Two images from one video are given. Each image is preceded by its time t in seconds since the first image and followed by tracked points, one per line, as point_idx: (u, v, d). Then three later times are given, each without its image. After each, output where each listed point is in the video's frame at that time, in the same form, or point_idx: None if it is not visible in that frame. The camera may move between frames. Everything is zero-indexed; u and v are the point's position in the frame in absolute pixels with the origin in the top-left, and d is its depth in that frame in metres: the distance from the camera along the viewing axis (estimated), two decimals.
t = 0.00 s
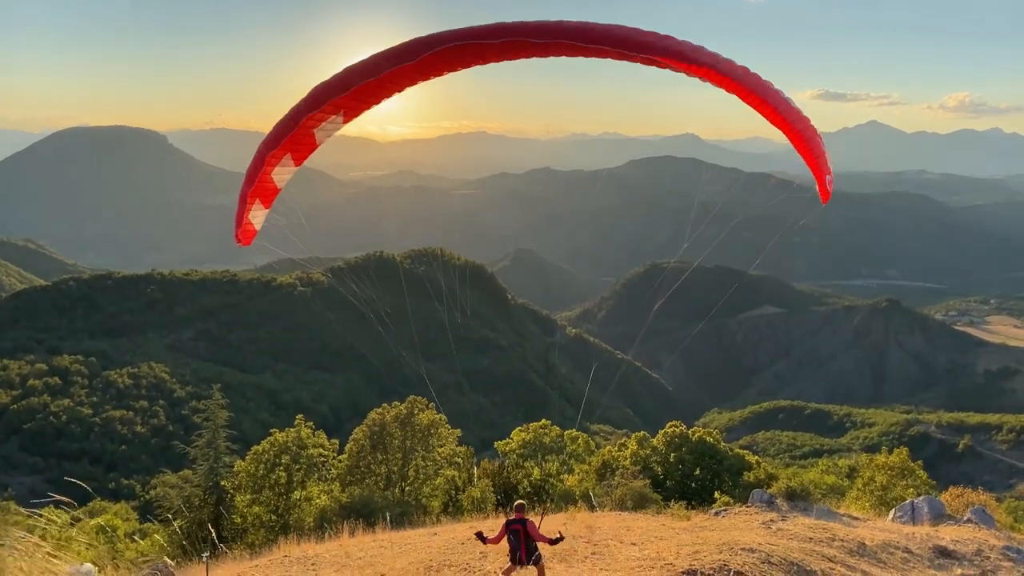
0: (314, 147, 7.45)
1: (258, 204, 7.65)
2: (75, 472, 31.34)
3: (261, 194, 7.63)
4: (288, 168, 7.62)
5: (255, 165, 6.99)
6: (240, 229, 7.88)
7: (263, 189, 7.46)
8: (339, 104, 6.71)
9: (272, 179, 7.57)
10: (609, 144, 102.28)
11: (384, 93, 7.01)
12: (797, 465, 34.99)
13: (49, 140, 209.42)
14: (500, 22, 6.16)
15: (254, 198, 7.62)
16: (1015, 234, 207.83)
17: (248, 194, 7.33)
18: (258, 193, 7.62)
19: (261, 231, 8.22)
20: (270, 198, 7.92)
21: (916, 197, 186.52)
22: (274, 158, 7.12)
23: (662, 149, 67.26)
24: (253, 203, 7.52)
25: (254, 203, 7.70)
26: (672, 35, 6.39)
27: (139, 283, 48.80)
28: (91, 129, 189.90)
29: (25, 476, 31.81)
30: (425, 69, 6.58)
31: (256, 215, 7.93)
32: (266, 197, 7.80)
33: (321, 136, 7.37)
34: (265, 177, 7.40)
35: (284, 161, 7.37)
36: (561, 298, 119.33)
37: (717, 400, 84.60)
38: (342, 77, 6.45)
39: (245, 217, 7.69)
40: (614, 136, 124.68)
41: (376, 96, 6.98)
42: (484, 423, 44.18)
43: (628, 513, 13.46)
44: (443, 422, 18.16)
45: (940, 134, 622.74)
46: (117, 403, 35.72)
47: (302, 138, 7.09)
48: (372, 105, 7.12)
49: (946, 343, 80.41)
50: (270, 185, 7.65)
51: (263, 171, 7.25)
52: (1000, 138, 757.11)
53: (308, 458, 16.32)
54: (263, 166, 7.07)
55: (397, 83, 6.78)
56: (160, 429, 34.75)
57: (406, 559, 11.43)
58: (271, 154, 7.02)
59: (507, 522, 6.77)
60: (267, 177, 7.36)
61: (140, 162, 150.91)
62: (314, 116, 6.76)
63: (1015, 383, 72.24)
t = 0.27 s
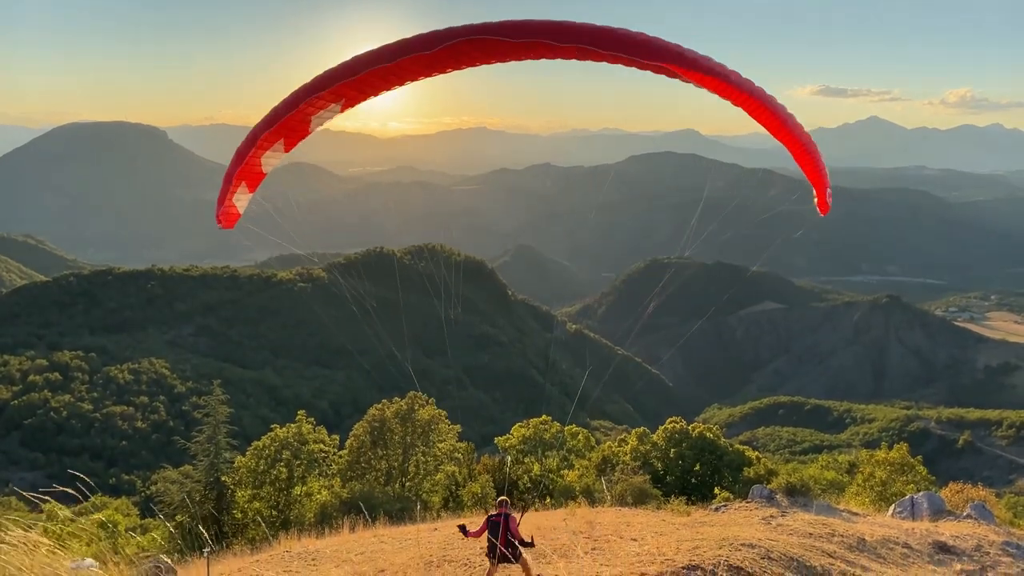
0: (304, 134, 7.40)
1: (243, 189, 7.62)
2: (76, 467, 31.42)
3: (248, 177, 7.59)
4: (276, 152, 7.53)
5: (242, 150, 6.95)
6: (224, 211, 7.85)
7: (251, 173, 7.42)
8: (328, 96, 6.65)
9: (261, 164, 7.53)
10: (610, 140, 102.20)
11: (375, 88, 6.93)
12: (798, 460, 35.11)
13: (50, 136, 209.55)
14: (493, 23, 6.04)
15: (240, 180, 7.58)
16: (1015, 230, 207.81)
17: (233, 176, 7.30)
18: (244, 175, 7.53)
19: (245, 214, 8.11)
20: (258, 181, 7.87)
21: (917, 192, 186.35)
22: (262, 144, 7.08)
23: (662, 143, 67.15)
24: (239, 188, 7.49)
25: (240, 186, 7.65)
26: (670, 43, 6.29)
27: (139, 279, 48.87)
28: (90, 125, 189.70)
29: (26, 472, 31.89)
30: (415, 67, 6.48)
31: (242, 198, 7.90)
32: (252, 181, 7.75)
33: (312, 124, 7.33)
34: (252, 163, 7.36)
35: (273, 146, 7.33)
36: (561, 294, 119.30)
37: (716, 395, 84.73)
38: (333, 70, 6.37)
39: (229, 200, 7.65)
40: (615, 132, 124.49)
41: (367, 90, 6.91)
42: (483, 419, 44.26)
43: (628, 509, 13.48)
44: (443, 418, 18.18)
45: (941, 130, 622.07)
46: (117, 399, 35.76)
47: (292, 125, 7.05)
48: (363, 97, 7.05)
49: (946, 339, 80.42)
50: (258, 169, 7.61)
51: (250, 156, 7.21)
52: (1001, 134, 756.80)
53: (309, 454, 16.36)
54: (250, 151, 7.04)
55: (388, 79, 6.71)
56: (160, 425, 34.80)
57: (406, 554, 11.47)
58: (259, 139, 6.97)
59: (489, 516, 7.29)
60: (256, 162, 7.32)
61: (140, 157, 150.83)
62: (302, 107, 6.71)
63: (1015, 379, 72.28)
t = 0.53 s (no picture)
0: (308, 116, 7.78)
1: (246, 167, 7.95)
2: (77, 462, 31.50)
3: (251, 156, 7.92)
4: (281, 133, 7.86)
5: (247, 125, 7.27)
6: (225, 189, 8.12)
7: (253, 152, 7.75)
8: (334, 76, 7.04)
9: (264, 143, 7.88)
10: (612, 137, 102.04)
11: (378, 74, 7.33)
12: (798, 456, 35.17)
13: (51, 130, 209.48)
14: (490, 14, 6.49)
15: (243, 159, 7.90)
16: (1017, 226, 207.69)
17: (236, 153, 7.62)
18: (247, 152, 7.84)
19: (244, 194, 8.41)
20: (260, 161, 8.19)
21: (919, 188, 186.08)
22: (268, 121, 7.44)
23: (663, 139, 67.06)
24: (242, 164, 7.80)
25: (243, 164, 7.97)
26: (659, 40, 6.74)
27: (140, 275, 48.91)
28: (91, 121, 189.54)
29: (28, 467, 31.97)
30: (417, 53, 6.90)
31: (243, 178, 8.21)
32: (255, 161, 8.07)
33: (318, 106, 7.73)
34: (256, 139, 7.70)
35: (278, 126, 7.70)
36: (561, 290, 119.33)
37: (717, 391, 84.89)
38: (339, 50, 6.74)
39: (231, 177, 7.94)
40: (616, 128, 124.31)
41: (372, 76, 7.34)
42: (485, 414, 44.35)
43: (629, 504, 13.50)
44: (444, 413, 18.18)
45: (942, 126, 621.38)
46: (119, 394, 35.83)
47: (298, 106, 7.43)
48: (367, 83, 7.46)
49: (947, 335, 80.39)
50: (259, 147, 7.92)
51: (255, 133, 7.54)
52: (1002, 130, 756.19)
53: (311, 449, 16.41)
54: (256, 126, 7.37)
55: (390, 64, 7.11)
56: (162, 420, 34.86)
57: (407, 550, 11.49)
58: (264, 117, 7.33)
59: (479, 506, 7.59)
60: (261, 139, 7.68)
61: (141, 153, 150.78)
62: (309, 86, 7.09)
63: (1017, 375, 72.31)
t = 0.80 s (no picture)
0: (306, 114, 7.76)
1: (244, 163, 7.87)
2: (80, 456, 31.63)
3: (249, 152, 7.81)
4: (279, 132, 7.83)
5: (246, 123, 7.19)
6: (222, 185, 8.00)
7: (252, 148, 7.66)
8: (333, 72, 7.04)
9: (262, 141, 7.80)
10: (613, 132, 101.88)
11: (377, 71, 7.44)
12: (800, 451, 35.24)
13: (52, 125, 209.66)
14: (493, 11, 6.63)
15: (241, 155, 7.80)
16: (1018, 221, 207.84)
17: (234, 150, 7.52)
18: (244, 150, 7.75)
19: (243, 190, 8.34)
20: (256, 158, 8.12)
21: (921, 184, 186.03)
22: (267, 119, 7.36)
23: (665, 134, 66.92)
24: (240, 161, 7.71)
25: (241, 161, 7.88)
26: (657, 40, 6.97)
27: (142, 270, 48.94)
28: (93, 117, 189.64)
29: (30, 463, 32.10)
30: (414, 50, 6.99)
31: (240, 174, 8.11)
32: (252, 157, 8.00)
33: (316, 105, 7.75)
34: (254, 137, 7.62)
35: (276, 123, 7.64)
36: (563, 286, 119.36)
37: (718, 387, 85.03)
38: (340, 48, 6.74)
39: (229, 174, 7.85)
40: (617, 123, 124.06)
41: (369, 71, 7.37)
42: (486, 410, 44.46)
43: (631, 499, 13.49)
44: (445, 409, 18.20)
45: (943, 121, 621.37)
46: (121, 389, 35.88)
47: (296, 101, 7.36)
48: (365, 80, 7.53)
49: (949, 331, 80.37)
50: (258, 146, 7.85)
51: (253, 130, 7.46)
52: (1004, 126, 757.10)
53: (312, 445, 16.39)
54: (254, 123, 7.28)
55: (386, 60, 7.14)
56: (164, 415, 34.91)
57: (409, 545, 11.51)
58: (263, 115, 7.26)
59: (470, 500, 7.77)
60: (259, 137, 7.60)
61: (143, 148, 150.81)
62: (308, 82, 7.06)
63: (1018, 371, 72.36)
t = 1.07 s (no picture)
0: (296, 120, 7.66)
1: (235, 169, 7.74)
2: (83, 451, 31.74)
3: (240, 159, 7.71)
4: (269, 138, 7.73)
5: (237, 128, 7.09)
6: (212, 190, 7.87)
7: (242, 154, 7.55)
8: (325, 78, 6.96)
9: (252, 147, 7.69)
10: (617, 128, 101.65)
11: (366, 78, 7.36)
12: (804, 447, 35.25)
13: (56, 120, 210.07)
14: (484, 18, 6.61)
15: (231, 162, 7.69)
16: None
17: (226, 155, 7.41)
18: (234, 157, 7.65)
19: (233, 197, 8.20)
20: (247, 165, 7.98)
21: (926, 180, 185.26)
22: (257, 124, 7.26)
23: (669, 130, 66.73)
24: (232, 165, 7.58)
25: (232, 167, 7.76)
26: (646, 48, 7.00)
27: (145, 265, 49.00)
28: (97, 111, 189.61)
29: (35, 458, 32.28)
30: (405, 55, 6.93)
31: (231, 181, 7.96)
32: (243, 163, 7.86)
33: (305, 112, 7.65)
34: (244, 143, 7.50)
35: (266, 129, 7.53)
36: (566, 282, 119.39)
37: (721, 382, 85.13)
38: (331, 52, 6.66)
39: (219, 179, 7.70)
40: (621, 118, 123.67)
41: (359, 78, 7.31)
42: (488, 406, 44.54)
43: (634, 495, 13.52)
44: (448, 405, 18.23)
45: (948, 117, 619.14)
46: (124, 384, 35.92)
47: (287, 108, 7.28)
48: (355, 85, 7.45)
49: (953, 328, 80.18)
50: (248, 152, 7.74)
51: (244, 135, 7.35)
52: (1008, 122, 753.91)
53: (316, 440, 16.43)
54: (246, 128, 7.18)
55: (377, 66, 7.09)
56: (168, 410, 34.95)
57: (412, 540, 11.55)
58: (254, 119, 7.16)
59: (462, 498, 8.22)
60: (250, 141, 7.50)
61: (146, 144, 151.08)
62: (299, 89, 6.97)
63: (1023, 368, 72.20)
